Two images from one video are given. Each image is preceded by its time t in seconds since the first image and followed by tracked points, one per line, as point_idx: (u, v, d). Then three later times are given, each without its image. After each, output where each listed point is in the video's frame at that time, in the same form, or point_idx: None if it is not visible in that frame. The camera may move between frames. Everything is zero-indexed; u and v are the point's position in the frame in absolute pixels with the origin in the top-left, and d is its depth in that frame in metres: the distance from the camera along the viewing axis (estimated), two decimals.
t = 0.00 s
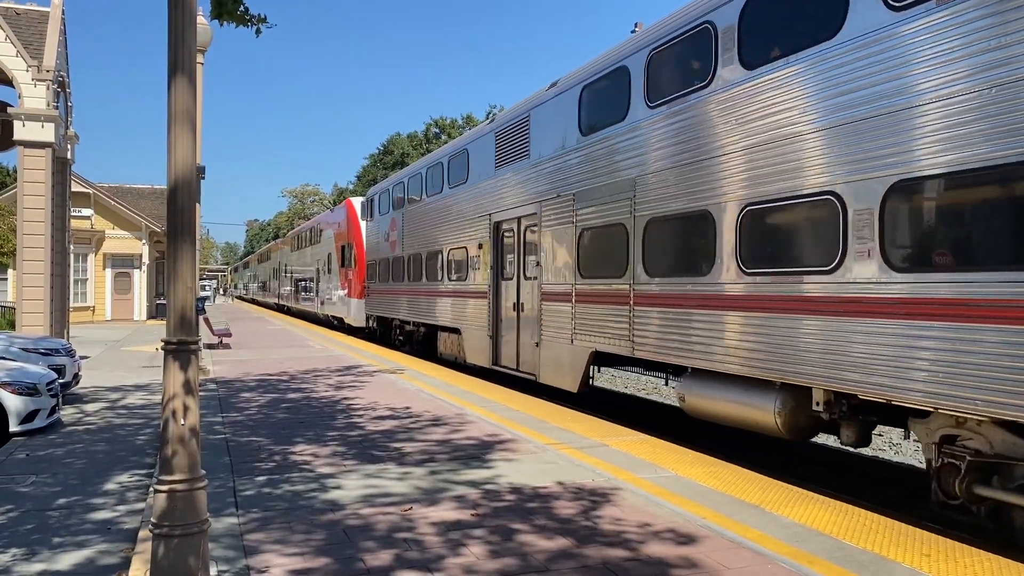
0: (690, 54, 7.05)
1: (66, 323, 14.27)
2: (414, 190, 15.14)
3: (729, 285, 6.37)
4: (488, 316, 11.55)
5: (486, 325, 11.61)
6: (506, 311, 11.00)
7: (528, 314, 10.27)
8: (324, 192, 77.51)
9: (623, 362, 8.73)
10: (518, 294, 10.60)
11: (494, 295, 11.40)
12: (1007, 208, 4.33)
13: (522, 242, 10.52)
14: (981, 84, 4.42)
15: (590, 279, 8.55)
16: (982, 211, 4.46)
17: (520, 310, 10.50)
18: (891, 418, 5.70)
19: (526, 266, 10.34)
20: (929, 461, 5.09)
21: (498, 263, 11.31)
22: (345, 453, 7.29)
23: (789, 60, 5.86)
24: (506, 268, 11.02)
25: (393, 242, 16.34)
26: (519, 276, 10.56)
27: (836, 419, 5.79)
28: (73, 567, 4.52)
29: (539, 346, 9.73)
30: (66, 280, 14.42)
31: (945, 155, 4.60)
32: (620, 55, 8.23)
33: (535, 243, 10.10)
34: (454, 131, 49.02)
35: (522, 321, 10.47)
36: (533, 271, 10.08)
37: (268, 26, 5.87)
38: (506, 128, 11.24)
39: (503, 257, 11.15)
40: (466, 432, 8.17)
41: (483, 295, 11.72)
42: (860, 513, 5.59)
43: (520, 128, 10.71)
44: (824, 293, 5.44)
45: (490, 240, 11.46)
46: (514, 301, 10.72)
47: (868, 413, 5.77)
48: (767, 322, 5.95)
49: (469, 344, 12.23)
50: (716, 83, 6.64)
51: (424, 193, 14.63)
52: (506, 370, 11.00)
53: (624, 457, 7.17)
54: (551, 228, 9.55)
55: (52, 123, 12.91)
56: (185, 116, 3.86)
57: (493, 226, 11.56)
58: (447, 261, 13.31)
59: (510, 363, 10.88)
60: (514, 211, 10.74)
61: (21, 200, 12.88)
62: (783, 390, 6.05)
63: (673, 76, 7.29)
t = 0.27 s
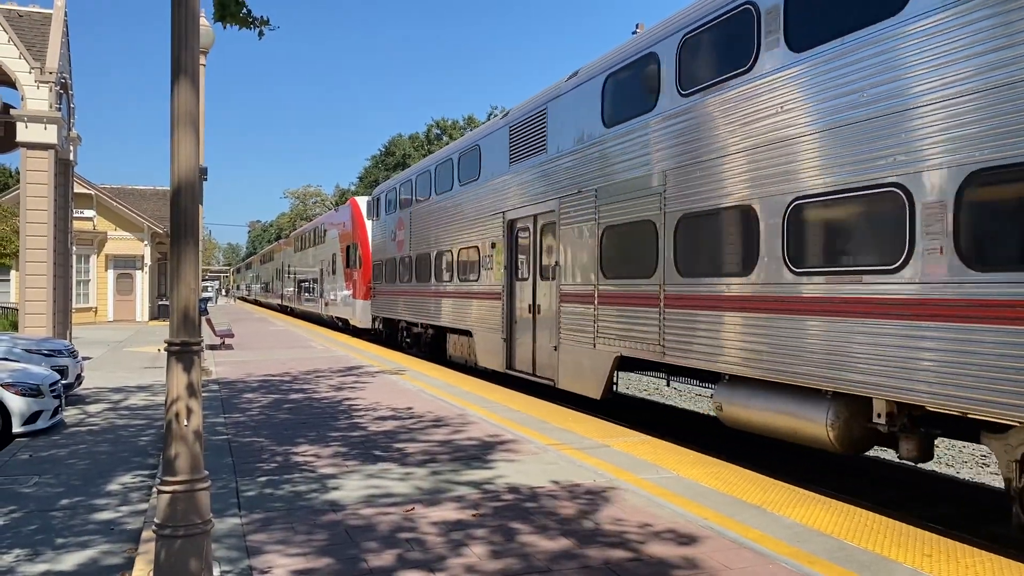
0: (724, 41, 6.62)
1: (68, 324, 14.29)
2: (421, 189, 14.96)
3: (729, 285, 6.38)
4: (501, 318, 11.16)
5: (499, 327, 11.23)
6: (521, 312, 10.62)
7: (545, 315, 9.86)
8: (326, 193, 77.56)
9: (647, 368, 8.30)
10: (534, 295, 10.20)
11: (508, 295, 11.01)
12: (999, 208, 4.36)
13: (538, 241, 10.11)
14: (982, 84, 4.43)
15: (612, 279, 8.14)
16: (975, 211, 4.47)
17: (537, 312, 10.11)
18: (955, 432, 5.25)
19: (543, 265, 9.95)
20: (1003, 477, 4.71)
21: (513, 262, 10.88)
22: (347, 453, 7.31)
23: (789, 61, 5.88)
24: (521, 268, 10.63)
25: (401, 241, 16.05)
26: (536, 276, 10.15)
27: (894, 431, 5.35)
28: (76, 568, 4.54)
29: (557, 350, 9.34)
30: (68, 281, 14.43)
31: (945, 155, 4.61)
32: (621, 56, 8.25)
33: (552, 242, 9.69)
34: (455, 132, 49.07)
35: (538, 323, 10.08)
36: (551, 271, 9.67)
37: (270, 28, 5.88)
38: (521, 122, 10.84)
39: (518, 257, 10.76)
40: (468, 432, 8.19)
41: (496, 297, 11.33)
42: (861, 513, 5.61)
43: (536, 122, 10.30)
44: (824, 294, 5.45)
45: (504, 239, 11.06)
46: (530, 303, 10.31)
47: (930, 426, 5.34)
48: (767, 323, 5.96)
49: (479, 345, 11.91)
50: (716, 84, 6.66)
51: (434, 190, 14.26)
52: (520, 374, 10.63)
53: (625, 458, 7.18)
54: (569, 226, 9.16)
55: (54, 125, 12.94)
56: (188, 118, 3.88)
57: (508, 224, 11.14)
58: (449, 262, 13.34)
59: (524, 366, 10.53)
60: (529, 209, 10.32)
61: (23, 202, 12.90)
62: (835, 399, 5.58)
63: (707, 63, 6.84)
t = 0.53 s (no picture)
0: (762, 26, 6.21)
1: (71, 326, 14.30)
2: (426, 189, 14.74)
3: (733, 286, 6.37)
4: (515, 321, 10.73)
5: (512, 330, 10.82)
6: (536, 315, 10.18)
7: (563, 318, 9.41)
8: (328, 195, 77.65)
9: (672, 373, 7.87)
10: (551, 297, 9.76)
11: (523, 297, 10.57)
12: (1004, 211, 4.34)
13: (556, 239, 9.68)
14: (982, 85, 4.44)
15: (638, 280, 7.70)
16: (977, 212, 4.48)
17: (554, 314, 9.69)
18: None
19: (562, 266, 9.52)
20: None
21: (530, 262, 10.43)
22: (350, 455, 7.30)
23: (790, 62, 5.88)
24: (537, 268, 10.20)
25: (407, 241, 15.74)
26: (555, 277, 9.70)
27: (956, 445, 4.95)
28: (80, 569, 4.54)
29: (576, 355, 8.90)
30: (71, 284, 14.45)
31: (946, 156, 4.63)
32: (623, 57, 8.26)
33: (571, 242, 9.25)
34: (458, 133, 49.11)
35: (554, 326, 9.64)
36: (569, 271, 9.25)
37: (272, 30, 5.90)
38: (537, 117, 10.40)
39: (534, 257, 10.32)
40: (470, 434, 8.19)
41: (510, 299, 10.90)
42: (865, 514, 5.61)
43: (554, 115, 9.86)
44: (827, 295, 5.45)
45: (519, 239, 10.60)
46: (547, 305, 9.86)
47: (994, 438, 4.93)
48: (770, 324, 5.96)
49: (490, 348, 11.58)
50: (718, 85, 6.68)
51: (444, 188, 13.83)
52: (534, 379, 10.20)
53: (629, 459, 7.18)
54: (590, 224, 8.71)
55: (58, 127, 12.98)
56: (190, 121, 3.88)
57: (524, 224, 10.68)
58: (451, 263, 13.35)
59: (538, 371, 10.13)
60: (546, 206, 9.87)
61: (26, 205, 12.93)
62: (890, 411, 5.17)
63: (745, 49, 6.40)
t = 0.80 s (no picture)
0: (764, 26, 6.23)
1: (76, 328, 14.32)
2: (434, 187, 14.51)
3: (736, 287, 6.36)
4: (532, 323, 10.33)
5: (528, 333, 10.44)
6: (556, 315, 9.79)
7: (585, 320, 8.99)
8: (332, 196, 77.73)
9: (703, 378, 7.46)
10: (572, 298, 9.36)
11: (541, 297, 10.17)
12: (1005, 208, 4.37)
13: (577, 238, 9.28)
14: (987, 85, 4.43)
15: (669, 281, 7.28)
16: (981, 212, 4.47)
17: (575, 315, 9.28)
18: None
19: (583, 265, 9.13)
20: None
21: (550, 262, 10.01)
22: (354, 457, 7.30)
23: (795, 62, 5.88)
24: (557, 268, 9.80)
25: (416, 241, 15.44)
26: (576, 277, 9.29)
27: None
28: (84, 571, 4.55)
29: (600, 359, 8.48)
30: (75, 285, 14.47)
31: (948, 156, 4.63)
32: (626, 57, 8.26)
33: (594, 240, 8.83)
34: (462, 135, 49.16)
35: (575, 328, 9.24)
36: (591, 271, 8.84)
37: (274, 32, 5.91)
38: (556, 110, 9.97)
39: (553, 256, 9.91)
40: (474, 435, 8.18)
41: (527, 301, 10.49)
42: (869, 515, 5.59)
43: (574, 109, 9.44)
44: (830, 296, 5.44)
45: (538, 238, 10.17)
46: (568, 306, 9.44)
47: None
48: (772, 325, 5.96)
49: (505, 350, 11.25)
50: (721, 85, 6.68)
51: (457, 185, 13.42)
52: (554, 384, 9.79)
53: (632, 460, 7.17)
54: (613, 221, 8.30)
55: (62, 129, 13.01)
56: (193, 123, 3.89)
57: (543, 222, 10.23)
58: (456, 264, 13.35)
59: (558, 375, 9.74)
60: (566, 204, 9.46)
61: (30, 207, 12.95)
62: (959, 423, 4.75)
63: (790, 31, 5.96)
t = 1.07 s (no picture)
0: (766, 27, 6.25)
1: (80, 330, 14.35)
2: (442, 186, 14.36)
3: (740, 288, 6.36)
4: (552, 327, 9.91)
5: (546, 337, 10.02)
6: (576, 318, 9.36)
7: (608, 323, 8.57)
8: (336, 198, 77.86)
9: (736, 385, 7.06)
10: (592, 300, 8.93)
11: (560, 299, 9.76)
12: (1000, 208, 4.38)
13: (597, 237, 8.88)
14: (991, 86, 4.43)
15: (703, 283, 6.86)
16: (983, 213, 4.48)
17: (597, 317, 8.84)
18: None
19: (604, 266, 8.71)
20: None
21: (569, 262, 9.59)
22: (358, 458, 7.32)
23: (798, 64, 5.88)
24: (577, 268, 9.38)
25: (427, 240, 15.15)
26: (597, 278, 8.88)
27: None
28: (90, 572, 4.56)
29: (625, 366, 8.07)
30: (80, 287, 14.50)
31: (953, 157, 4.63)
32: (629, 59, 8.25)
33: (617, 240, 8.40)
34: (465, 136, 49.22)
35: (597, 332, 8.83)
36: (616, 272, 8.41)
37: (278, 34, 5.92)
38: (574, 105, 9.50)
39: (572, 256, 9.50)
40: (478, 436, 8.19)
41: (545, 302, 10.07)
42: (873, 516, 5.59)
43: (593, 102, 8.99)
44: (834, 297, 5.43)
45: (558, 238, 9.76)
46: (589, 308, 9.01)
47: None
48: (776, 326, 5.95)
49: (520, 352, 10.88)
50: (725, 87, 6.70)
51: (469, 183, 12.99)
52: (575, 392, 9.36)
53: (636, 462, 7.17)
54: (637, 220, 7.88)
55: (66, 132, 13.05)
56: (198, 125, 3.90)
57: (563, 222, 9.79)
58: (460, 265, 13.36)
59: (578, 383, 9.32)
60: (585, 201, 9.03)
61: (35, 209, 12.98)
62: None
63: (844, 10, 5.51)
